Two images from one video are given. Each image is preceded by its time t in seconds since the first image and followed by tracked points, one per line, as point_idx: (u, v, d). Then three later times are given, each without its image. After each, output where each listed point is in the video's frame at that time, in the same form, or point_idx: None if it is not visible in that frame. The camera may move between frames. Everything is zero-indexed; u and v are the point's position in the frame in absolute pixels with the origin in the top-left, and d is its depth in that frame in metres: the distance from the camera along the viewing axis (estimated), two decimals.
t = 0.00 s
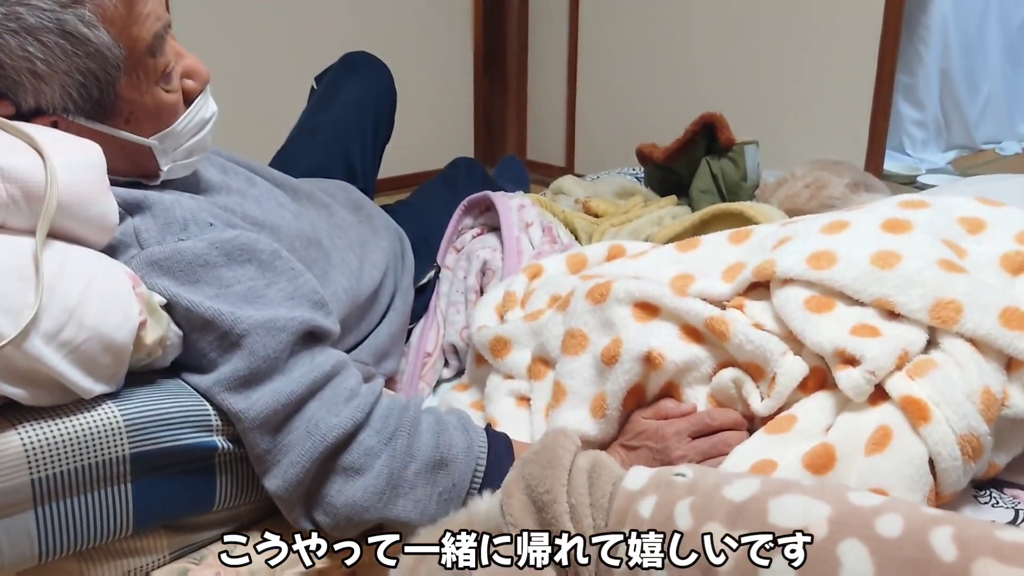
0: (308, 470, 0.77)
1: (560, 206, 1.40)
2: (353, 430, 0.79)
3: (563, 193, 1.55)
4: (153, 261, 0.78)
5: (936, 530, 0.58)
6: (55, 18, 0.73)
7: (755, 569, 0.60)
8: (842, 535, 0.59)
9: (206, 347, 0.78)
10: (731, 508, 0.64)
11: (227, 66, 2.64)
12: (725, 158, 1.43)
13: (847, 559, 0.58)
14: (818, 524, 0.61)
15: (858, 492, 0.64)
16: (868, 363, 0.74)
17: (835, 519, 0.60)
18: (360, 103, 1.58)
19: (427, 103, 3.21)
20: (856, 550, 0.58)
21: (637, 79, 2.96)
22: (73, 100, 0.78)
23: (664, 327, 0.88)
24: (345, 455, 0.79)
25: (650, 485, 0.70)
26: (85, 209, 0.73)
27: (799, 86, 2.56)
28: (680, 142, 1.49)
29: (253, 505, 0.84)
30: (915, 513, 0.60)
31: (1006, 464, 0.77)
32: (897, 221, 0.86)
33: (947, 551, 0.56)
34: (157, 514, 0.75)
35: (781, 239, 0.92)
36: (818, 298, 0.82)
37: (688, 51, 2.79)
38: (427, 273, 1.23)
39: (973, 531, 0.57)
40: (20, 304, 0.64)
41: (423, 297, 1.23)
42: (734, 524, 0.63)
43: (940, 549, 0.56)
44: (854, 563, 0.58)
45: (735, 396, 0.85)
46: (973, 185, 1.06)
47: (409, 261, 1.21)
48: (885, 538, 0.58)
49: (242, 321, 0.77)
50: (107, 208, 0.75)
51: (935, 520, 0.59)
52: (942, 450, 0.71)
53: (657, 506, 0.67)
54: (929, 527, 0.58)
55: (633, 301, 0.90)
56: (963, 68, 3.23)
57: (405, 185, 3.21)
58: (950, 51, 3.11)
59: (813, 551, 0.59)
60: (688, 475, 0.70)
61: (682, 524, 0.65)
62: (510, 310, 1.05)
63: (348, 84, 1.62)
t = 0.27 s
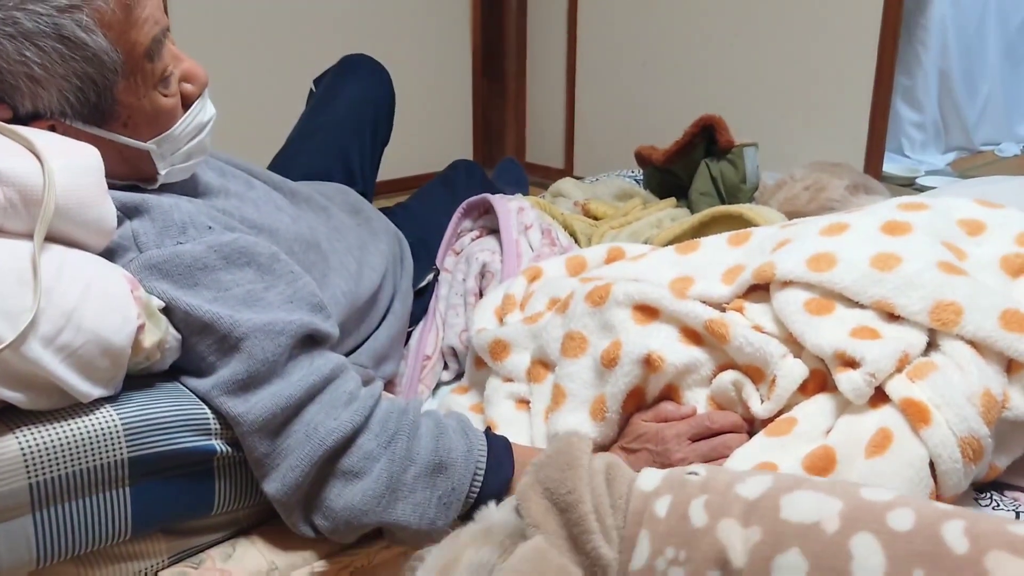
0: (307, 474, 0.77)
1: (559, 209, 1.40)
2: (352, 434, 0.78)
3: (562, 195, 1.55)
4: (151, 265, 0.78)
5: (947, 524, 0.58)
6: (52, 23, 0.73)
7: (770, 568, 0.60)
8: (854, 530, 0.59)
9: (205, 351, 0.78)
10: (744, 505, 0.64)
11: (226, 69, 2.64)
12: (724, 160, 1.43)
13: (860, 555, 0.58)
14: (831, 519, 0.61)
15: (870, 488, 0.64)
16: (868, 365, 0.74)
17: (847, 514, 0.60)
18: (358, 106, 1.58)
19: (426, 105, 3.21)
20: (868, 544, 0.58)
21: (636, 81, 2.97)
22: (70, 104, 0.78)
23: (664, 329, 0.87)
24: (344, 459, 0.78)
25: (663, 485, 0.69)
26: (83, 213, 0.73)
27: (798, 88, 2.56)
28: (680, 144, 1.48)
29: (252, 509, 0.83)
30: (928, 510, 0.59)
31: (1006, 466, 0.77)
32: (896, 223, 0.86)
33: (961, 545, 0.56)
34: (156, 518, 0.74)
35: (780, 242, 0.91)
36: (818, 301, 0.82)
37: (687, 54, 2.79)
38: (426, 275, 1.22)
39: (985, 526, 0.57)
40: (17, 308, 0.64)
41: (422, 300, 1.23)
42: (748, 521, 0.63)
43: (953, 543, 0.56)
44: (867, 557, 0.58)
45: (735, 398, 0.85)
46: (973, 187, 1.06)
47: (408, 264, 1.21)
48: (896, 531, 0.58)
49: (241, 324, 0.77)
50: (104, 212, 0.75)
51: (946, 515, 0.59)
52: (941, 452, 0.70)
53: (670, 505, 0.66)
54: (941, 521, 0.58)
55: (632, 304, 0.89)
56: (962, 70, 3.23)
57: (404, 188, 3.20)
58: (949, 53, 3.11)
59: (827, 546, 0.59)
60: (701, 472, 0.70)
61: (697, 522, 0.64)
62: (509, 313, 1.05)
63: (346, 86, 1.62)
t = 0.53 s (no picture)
0: (305, 471, 0.77)
1: (557, 207, 1.40)
2: (350, 431, 0.78)
3: (560, 193, 1.55)
4: (148, 262, 0.78)
5: (971, 494, 0.59)
6: (50, 19, 0.73)
7: (804, 563, 0.57)
8: (883, 510, 0.58)
9: (202, 348, 0.78)
10: (763, 502, 0.61)
11: (223, 67, 2.63)
12: (722, 158, 1.43)
13: (892, 530, 0.57)
14: (857, 503, 0.59)
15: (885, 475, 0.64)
16: (867, 362, 0.74)
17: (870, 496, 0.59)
18: (355, 104, 1.58)
19: (424, 104, 3.21)
20: (899, 521, 0.57)
21: (634, 80, 2.97)
22: (68, 101, 0.78)
23: (662, 326, 0.87)
24: (342, 457, 0.78)
25: (676, 496, 0.64)
26: (80, 210, 0.73)
27: (795, 86, 2.56)
28: (677, 142, 1.48)
29: (250, 507, 0.83)
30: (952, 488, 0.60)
31: (1005, 463, 0.77)
32: (895, 220, 0.86)
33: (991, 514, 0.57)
34: (153, 516, 0.74)
35: (779, 238, 0.91)
36: (817, 298, 0.82)
37: (684, 52, 2.79)
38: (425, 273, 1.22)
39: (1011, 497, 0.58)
40: (16, 305, 0.64)
41: (419, 298, 1.22)
42: (773, 519, 0.60)
43: (983, 512, 0.57)
44: (902, 536, 0.57)
45: (734, 396, 0.85)
46: (970, 184, 1.06)
47: (406, 261, 1.21)
48: (924, 507, 0.58)
49: (239, 322, 0.77)
50: (101, 209, 0.75)
51: (967, 489, 0.59)
52: (940, 449, 0.71)
53: (673, 493, 0.65)
54: (965, 493, 0.59)
55: (631, 301, 0.89)
56: (959, 68, 3.23)
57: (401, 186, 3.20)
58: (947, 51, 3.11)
59: (862, 531, 0.57)
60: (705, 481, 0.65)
61: (720, 526, 0.60)
62: (508, 310, 1.05)
63: (343, 84, 1.62)
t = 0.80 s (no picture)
0: (301, 470, 0.77)
1: (553, 204, 1.40)
2: (346, 430, 0.78)
3: (556, 191, 1.55)
4: (144, 261, 0.77)
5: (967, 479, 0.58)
6: (44, 18, 0.73)
7: None
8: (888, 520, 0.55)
9: (198, 347, 0.78)
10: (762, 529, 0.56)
11: (219, 66, 2.63)
12: (718, 155, 1.43)
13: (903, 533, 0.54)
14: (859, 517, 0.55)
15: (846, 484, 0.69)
16: (863, 359, 0.74)
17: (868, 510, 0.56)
18: (351, 102, 1.57)
19: (420, 102, 3.20)
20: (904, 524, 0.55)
21: (630, 78, 2.97)
22: (62, 100, 0.78)
23: (658, 324, 0.87)
24: (339, 455, 0.78)
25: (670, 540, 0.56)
26: (75, 209, 0.72)
27: (791, 83, 2.56)
28: (673, 140, 1.48)
29: (246, 505, 0.83)
30: (921, 497, 0.66)
31: (1000, 459, 0.77)
32: (890, 217, 0.86)
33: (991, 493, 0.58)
34: (150, 514, 0.74)
35: (775, 236, 0.91)
36: (812, 295, 0.82)
37: (680, 50, 2.79)
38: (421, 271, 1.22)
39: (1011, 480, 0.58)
40: (11, 305, 0.64)
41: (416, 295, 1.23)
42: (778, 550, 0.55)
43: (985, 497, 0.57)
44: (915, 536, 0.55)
45: (730, 393, 0.85)
46: (966, 181, 1.06)
47: (402, 260, 1.21)
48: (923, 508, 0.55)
49: (234, 321, 0.77)
50: (96, 208, 0.75)
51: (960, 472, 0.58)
52: (935, 446, 0.71)
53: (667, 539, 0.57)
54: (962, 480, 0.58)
55: (627, 299, 0.89)
56: (955, 65, 3.23)
57: (396, 184, 3.19)
58: (942, 48, 3.11)
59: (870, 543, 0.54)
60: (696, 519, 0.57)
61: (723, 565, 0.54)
62: (504, 308, 1.05)
63: (339, 83, 1.62)
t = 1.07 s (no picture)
0: (294, 470, 0.77)
1: (546, 203, 1.40)
2: (340, 429, 0.78)
3: (549, 189, 1.54)
4: (136, 261, 0.77)
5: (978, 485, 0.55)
6: (32, 17, 0.72)
7: None
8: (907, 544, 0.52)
9: (190, 347, 0.77)
10: None
11: (210, 65, 2.62)
12: (711, 152, 1.42)
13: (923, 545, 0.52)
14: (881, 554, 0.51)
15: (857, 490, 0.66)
16: (855, 356, 0.75)
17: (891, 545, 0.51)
18: (343, 100, 1.57)
19: (412, 101, 3.20)
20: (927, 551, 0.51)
21: (623, 77, 2.97)
22: (51, 99, 0.77)
23: (651, 322, 0.87)
24: (332, 455, 0.78)
25: None
26: (65, 209, 0.72)
27: (783, 81, 2.57)
28: (666, 137, 1.48)
29: (240, 505, 0.83)
30: (938, 501, 0.63)
31: (993, 455, 0.77)
32: (882, 214, 0.87)
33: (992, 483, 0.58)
34: (142, 515, 0.74)
35: (767, 233, 0.91)
36: (805, 292, 0.82)
37: (672, 48, 2.80)
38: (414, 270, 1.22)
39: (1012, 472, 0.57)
40: None
41: (410, 294, 1.23)
42: None
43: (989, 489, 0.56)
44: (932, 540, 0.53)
45: (723, 390, 0.85)
46: (957, 178, 1.06)
47: (395, 258, 1.21)
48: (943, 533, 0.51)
49: (227, 320, 0.77)
50: (87, 208, 0.74)
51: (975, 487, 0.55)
52: (928, 442, 0.71)
53: None
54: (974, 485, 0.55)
55: (620, 297, 0.89)
56: (947, 63, 3.24)
57: (388, 184, 3.18)
58: (934, 45, 3.12)
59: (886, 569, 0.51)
60: None
61: None
62: (497, 307, 1.05)
63: (331, 81, 1.61)
